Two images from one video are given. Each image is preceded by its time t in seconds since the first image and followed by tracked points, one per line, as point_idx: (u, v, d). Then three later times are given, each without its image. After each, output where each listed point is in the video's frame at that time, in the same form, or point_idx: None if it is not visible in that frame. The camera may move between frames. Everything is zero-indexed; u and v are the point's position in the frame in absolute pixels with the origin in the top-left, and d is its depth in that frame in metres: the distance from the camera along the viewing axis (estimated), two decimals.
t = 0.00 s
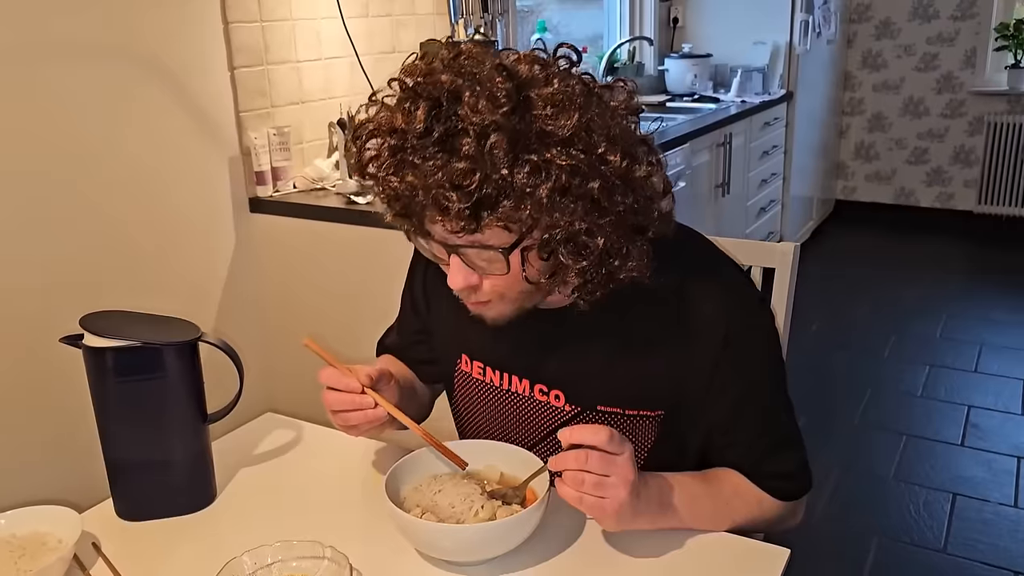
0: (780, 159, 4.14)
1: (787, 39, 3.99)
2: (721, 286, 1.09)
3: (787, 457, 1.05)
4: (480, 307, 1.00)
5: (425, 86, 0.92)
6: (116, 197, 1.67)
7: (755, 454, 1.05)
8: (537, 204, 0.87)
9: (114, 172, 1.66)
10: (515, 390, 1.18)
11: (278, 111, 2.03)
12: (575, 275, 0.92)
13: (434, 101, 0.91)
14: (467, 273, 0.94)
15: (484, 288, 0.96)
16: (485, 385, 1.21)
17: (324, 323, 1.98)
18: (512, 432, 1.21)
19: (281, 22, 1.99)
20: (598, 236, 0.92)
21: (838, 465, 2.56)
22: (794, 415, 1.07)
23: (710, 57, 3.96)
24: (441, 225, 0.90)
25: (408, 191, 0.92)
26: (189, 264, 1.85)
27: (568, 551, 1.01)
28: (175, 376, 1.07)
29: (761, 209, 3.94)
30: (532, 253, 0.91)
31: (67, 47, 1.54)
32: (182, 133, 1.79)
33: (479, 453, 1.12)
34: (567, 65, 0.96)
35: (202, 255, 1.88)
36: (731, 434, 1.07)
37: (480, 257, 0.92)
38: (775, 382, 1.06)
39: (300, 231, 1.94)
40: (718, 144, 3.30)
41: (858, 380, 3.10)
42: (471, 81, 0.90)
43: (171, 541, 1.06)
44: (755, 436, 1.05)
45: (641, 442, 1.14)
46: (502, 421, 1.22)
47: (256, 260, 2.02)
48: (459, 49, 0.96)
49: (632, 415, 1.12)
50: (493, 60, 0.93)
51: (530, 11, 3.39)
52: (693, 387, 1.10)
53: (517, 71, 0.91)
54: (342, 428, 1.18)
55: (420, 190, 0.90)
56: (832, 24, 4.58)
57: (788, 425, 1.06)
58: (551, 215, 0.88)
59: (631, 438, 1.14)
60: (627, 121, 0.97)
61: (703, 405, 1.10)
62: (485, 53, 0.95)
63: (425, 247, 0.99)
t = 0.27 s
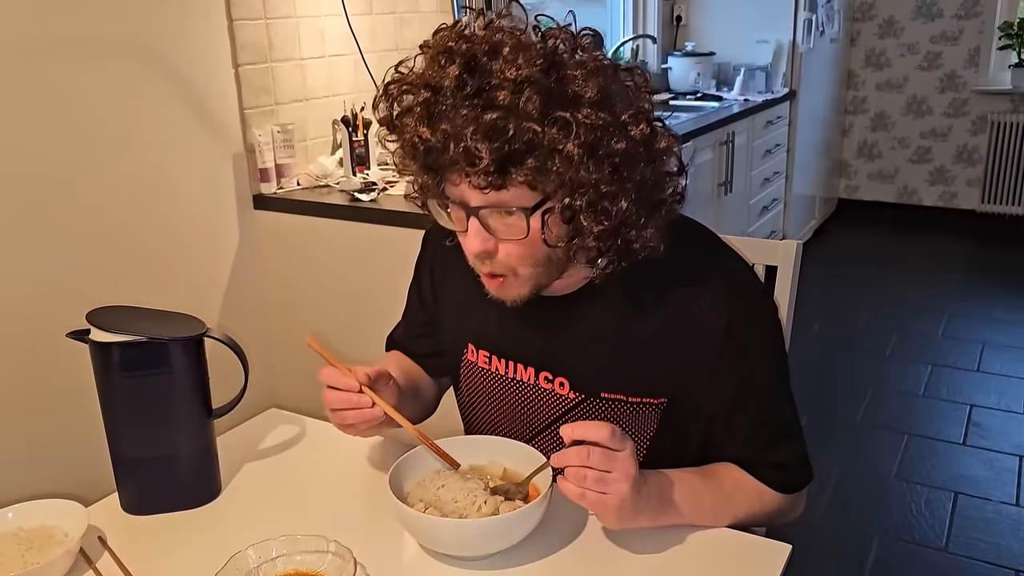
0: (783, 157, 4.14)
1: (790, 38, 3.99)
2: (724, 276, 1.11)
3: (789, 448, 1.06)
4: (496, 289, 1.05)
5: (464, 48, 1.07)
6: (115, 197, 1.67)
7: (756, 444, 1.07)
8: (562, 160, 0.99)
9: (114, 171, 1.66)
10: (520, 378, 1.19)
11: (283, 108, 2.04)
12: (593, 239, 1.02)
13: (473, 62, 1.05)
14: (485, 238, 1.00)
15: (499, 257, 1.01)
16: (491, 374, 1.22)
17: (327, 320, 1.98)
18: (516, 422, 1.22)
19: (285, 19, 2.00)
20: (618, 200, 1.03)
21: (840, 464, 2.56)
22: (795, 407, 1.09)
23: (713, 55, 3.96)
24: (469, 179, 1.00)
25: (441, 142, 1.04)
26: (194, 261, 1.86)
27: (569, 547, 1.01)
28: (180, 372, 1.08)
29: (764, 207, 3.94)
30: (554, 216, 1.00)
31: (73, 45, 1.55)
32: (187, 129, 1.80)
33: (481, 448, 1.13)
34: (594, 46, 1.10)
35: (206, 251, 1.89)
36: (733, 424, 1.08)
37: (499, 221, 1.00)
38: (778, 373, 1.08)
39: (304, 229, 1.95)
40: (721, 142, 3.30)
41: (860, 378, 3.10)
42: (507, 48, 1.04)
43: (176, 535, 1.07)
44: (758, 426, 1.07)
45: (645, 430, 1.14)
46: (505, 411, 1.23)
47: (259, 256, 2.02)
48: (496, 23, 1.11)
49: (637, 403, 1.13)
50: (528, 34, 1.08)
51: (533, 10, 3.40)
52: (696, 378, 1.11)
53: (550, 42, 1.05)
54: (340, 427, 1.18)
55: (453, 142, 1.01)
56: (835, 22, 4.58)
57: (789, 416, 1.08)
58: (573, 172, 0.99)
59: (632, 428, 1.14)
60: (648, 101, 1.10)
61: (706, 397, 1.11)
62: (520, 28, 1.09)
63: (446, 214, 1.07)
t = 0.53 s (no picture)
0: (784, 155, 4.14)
1: (792, 36, 4.00)
2: (720, 260, 1.15)
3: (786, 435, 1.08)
4: (521, 239, 1.09)
5: None
6: (114, 195, 1.67)
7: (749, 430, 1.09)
8: (609, 98, 1.10)
9: (113, 167, 1.66)
10: (527, 356, 1.20)
11: (284, 104, 2.04)
12: (629, 179, 1.12)
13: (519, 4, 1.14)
14: (524, 178, 1.06)
15: (537, 197, 1.07)
16: (497, 354, 1.23)
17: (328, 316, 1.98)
18: (519, 405, 1.23)
19: (287, 16, 2.00)
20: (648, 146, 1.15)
21: (840, 462, 2.56)
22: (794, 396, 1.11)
23: (714, 52, 3.99)
24: (522, 112, 1.08)
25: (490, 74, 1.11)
26: (196, 256, 1.86)
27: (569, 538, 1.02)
28: (182, 366, 1.08)
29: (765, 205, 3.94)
30: (596, 155, 1.09)
31: (76, 40, 1.56)
32: (189, 125, 1.81)
33: (482, 444, 1.13)
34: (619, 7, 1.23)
35: (208, 246, 1.89)
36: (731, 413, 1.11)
37: (538, 160, 1.08)
38: (776, 361, 1.10)
39: (306, 226, 1.95)
40: (722, 140, 3.30)
41: (861, 376, 3.11)
42: None
43: (178, 528, 1.07)
44: (756, 406, 1.09)
45: (648, 405, 1.16)
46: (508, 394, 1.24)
47: (260, 252, 2.03)
48: None
49: (642, 375, 1.15)
50: None
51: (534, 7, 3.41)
52: (696, 362, 1.14)
53: None
54: (337, 445, 1.16)
55: (506, 75, 1.09)
56: (836, 21, 4.58)
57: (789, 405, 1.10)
58: (614, 111, 1.10)
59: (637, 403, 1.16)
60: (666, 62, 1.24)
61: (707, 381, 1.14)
62: None
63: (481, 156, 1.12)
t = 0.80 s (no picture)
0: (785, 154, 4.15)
1: (792, 35, 4.00)
2: (725, 231, 1.16)
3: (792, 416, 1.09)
4: (546, 195, 1.15)
5: None
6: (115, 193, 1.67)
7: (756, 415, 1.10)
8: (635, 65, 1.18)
9: (113, 166, 1.66)
10: (539, 326, 1.22)
11: (286, 102, 2.04)
12: (649, 143, 1.18)
13: None
14: (552, 137, 1.13)
15: (564, 154, 1.13)
16: (509, 327, 1.24)
17: (329, 312, 1.99)
18: (528, 380, 1.24)
19: (288, 14, 2.00)
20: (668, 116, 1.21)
21: (841, 459, 2.57)
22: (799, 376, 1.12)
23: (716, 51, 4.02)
24: (554, 71, 1.14)
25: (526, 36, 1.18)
26: (198, 252, 1.87)
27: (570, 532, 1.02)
28: (186, 361, 1.09)
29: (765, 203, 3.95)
30: (619, 118, 1.16)
31: (80, 36, 1.56)
32: (192, 123, 1.81)
33: (485, 439, 1.14)
34: None
35: (211, 243, 1.90)
36: (735, 390, 1.12)
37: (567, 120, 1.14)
38: (779, 341, 1.11)
39: (307, 223, 1.96)
40: (723, 139, 3.31)
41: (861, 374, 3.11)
42: None
43: (182, 522, 1.08)
44: (758, 374, 1.11)
45: (655, 374, 1.17)
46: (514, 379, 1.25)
47: (261, 250, 2.03)
48: None
49: (650, 340, 1.16)
50: None
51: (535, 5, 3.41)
52: (702, 340, 1.15)
53: None
54: (339, 458, 1.14)
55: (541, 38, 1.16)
56: (837, 19, 4.58)
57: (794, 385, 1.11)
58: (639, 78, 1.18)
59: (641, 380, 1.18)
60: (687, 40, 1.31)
61: (711, 368, 1.15)
62: None
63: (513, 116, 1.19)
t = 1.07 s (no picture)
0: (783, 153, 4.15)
1: (790, 34, 4.06)
2: (729, 211, 1.17)
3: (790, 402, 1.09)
4: (556, 177, 1.15)
5: None
6: (113, 193, 1.66)
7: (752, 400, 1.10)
8: (644, 51, 1.19)
9: (111, 165, 1.65)
10: (548, 308, 1.22)
11: (284, 101, 2.04)
12: (656, 128, 1.19)
13: None
14: (563, 119, 1.14)
15: (573, 137, 1.14)
16: (519, 308, 1.24)
17: (329, 311, 1.98)
18: (533, 361, 1.24)
19: (286, 13, 2.00)
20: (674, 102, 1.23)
21: (838, 459, 2.57)
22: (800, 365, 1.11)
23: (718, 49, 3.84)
24: (565, 55, 1.15)
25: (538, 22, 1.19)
26: (197, 250, 1.87)
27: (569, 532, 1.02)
28: (184, 360, 1.09)
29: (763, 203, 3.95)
30: (629, 103, 1.17)
31: (77, 35, 1.56)
32: (190, 122, 1.81)
33: (482, 438, 1.14)
34: None
35: (210, 241, 1.90)
36: (736, 368, 1.12)
37: (577, 103, 1.15)
38: (782, 320, 1.12)
39: (306, 221, 1.96)
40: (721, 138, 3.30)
41: (859, 374, 3.12)
42: None
43: (181, 521, 1.08)
44: (760, 351, 1.11)
45: (662, 352, 1.17)
46: (519, 363, 1.26)
47: (260, 249, 2.03)
48: None
49: (656, 318, 1.16)
50: None
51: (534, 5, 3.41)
52: (706, 318, 1.15)
53: None
54: (337, 461, 1.14)
55: (553, 22, 1.18)
56: (835, 19, 4.59)
57: (794, 374, 1.10)
58: (647, 63, 1.19)
59: (647, 358, 1.18)
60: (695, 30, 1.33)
61: (711, 345, 1.15)
62: None
63: (523, 102, 1.20)
